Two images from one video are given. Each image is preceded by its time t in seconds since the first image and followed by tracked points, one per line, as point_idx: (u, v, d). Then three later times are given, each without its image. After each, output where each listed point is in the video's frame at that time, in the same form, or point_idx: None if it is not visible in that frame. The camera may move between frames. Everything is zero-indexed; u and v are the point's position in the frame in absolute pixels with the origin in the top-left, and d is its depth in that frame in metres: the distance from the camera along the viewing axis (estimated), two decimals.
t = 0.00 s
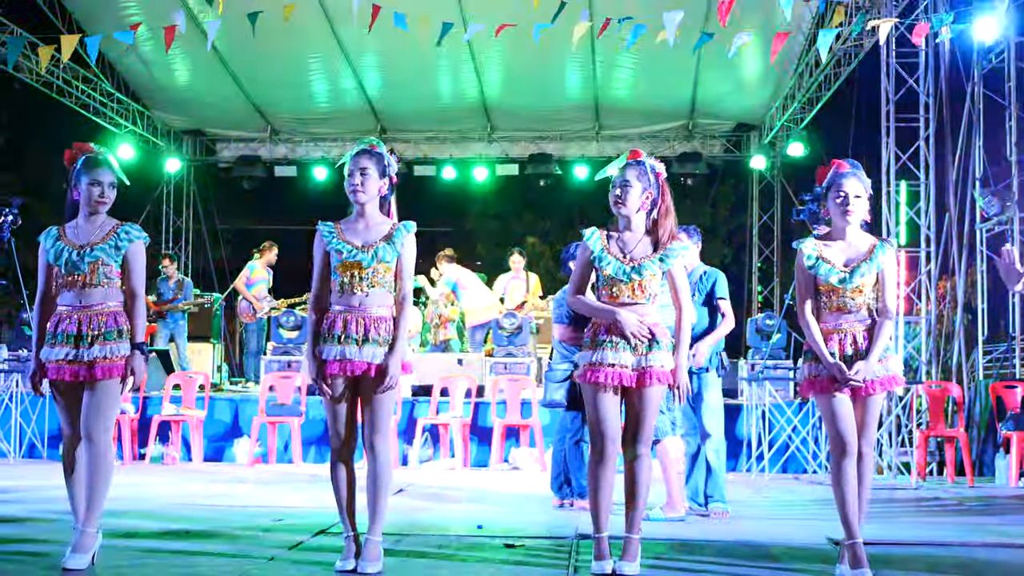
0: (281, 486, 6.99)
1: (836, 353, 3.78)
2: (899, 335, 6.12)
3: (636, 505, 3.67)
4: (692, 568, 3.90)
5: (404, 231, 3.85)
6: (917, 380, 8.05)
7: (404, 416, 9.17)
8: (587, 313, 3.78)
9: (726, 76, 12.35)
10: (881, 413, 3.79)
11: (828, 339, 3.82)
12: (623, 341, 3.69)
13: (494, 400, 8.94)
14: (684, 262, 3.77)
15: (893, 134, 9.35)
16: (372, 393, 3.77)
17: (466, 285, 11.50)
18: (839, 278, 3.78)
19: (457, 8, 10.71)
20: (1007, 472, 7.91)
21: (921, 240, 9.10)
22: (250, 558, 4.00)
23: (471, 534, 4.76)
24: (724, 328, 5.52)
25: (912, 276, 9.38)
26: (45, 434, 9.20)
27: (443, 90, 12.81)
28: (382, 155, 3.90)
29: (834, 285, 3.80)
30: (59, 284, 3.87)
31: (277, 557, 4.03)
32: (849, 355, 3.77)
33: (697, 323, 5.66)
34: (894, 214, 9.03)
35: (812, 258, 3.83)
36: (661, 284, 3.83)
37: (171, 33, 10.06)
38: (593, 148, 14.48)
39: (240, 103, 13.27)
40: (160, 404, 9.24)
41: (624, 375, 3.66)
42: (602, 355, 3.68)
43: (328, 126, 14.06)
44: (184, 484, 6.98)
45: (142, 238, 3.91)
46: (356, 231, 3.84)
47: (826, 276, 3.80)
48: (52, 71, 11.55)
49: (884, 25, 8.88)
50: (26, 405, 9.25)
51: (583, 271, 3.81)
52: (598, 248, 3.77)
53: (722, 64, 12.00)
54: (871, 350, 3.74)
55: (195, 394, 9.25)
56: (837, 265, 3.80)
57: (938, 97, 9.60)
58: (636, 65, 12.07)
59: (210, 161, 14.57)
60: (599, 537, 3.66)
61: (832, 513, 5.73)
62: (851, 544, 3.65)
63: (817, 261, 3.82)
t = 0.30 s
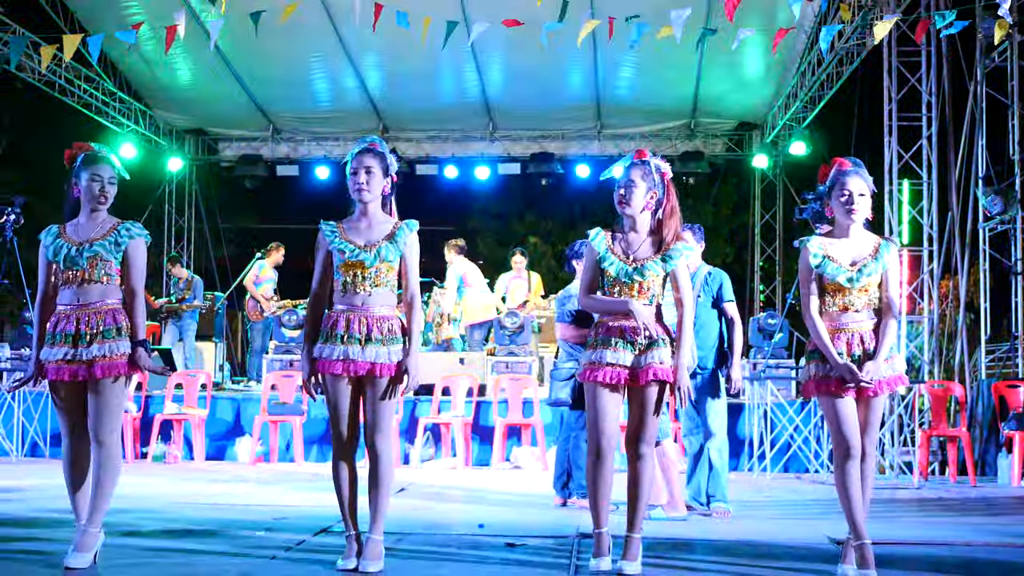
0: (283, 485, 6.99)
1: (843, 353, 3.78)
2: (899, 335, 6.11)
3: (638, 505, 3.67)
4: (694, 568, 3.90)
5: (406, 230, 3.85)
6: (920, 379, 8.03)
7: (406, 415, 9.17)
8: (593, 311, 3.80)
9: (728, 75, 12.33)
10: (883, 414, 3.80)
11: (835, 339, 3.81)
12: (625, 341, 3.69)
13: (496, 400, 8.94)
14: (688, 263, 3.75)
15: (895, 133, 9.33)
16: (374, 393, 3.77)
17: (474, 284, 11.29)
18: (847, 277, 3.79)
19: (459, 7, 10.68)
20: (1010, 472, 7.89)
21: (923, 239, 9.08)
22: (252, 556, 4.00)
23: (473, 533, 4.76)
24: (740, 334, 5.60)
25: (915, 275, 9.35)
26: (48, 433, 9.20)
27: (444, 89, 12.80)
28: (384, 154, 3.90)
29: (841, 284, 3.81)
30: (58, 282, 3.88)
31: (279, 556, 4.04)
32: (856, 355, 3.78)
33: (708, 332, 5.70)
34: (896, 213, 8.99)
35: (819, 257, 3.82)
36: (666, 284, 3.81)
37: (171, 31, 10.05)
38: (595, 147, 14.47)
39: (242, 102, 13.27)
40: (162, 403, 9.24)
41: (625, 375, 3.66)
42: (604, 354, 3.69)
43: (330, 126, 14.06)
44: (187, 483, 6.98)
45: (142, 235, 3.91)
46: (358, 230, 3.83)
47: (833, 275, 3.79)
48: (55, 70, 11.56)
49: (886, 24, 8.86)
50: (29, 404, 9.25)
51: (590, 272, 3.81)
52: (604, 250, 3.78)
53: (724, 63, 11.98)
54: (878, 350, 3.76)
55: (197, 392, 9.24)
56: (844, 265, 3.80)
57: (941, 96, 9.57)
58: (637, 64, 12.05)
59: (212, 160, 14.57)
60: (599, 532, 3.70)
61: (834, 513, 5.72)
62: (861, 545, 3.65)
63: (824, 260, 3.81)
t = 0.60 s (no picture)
0: (308, 483, 7.01)
1: (870, 352, 3.75)
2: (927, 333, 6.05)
3: (662, 504, 3.66)
4: (719, 567, 3.88)
5: (430, 228, 3.86)
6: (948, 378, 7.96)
7: (430, 413, 9.19)
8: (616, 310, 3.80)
9: (751, 72, 12.27)
10: (910, 413, 3.77)
11: (861, 338, 3.79)
12: (644, 339, 3.70)
13: (519, 398, 8.93)
14: (708, 260, 3.74)
15: (920, 130, 9.25)
16: (399, 391, 3.78)
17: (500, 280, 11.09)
18: (873, 275, 3.77)
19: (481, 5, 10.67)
20: None
21: (949, 237, 9.00)
22: (278, 554, 4.02)
23: (498, 531, 4.76)
24: (767, 332, 5.60)
25: (941, 273, 9.28)
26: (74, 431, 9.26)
27: (467, 87, 12.79)
28: (407, 153, 3.90)
29: (867, 282, 3.78)
30: (83, 280, 3.90)
31: (304, 553, 4.05)
32: (883, 354, 3.75)
33: (736, 333, 5.68)
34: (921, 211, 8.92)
35: (845, 255, 3.79)
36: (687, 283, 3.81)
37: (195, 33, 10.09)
38: (617, 145, 14.43)
39: (266, 101, 13.31)
40: (187, 402, 9.28)
41: (645, 373, 3.67)
42: (624, 352, 3.69)
43: (353, 125, 14.10)
44: (212, 481, 7.01)
45: (166, 233, 3.93)
46: (382, 229, 3.83)
47: (860, 273, 3.77)
48: (80, 70, 11.58)
49: (912, 20, 8.78)
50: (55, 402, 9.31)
51: (612, 272, 3.84)
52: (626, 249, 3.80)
53: (747, 59, 11.91)
54: (906, 349, 3.75)
55: (222, 390, 9.29)
56: (870, 263, 3.78)
57: (967, 93, 9.48)
58: (660, 61, 12.01)
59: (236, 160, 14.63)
60: (614, 533, 3.68)
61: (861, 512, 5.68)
62: (881, 544, 3.61)
63: (850, 258, 3.78)
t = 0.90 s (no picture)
0: (347, 481, 7.04)
1: (909, 350, 3.71)
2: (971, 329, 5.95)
3: (699, 502, 3.65)
4: (761, 567, 3.84)
5: (469, 227, 3.85)
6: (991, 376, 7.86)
7: (468, 411, 9.20)
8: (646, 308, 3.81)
9: (791, 68, 12.15)
10: (951, 411, 3.74)
11: (900, 335, 3.75)
12: (677, 337, 3.70)
13: (557, 396, 8.92)
14: (739, 256, 3.72)
15: (963, 126, 9.12)
16: (437, 389, 3.78)
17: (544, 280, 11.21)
18: (913, 272, 3.72)
19: (518, 4, 10.66)
20: None
21: (992, 234, 8.88)
22: (318, 552, 4.03)
23: (537, 529, 4.76)
24: (806, 332, 5.52)
25: (983, 270, 9.16)
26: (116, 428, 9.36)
27: (503, 85, 12.78)
28: (446, 151, 3.91)
29: (907, 279, 3.74)
30: (124, 277, 3.94)
31: (344, 551, 4.06)
32: (922, 352, 3.71)
33: (774, 329, 5.61)
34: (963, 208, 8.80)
35: (883, 252, 3.74)
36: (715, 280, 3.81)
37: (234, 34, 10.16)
38: (655, 142, 14.37)
39: (304, 100, 13.39)
40: (227, 400, 9.36)
41: (679, 372, 3.66)
42: (657, 351, 3.69)
43: (390, 123, 14.16)
44: (253, 478, 7.06)
45: (205, 231, 3.95)
46: (422, 228, 3.84)
47: (899, 270, 3.72)
48: (120, 70, 11.67)
49: (954, 13, 8.64)
50: (97, 400, 9.43)
51: (641, 270, 3.82)
52: (653, 248, 3.79)
53: (785, 56, 11.82)
54: (945, 346, 3.70)
55: (262, 388, 9.36)
56: (910, 260, 3.73)
57: (1010, 88, 9.34)
58: (698, 58, 11.94)
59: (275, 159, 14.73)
60: (653, 534, 3.66)
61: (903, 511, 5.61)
62: (922, 544, 3.59)
63: (889, 255, 3.73)
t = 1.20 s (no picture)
0: (375, 479, 7.05)
1: (939, 349, 3.67)
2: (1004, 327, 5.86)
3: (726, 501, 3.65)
4: (791, 566, 3.81)
5: (499, 225, 3.85)
6: None
7: (496, 410, 9.19)
8: (662, 305, 3.86)
9: (821, 64, 12.05)
10: (984, 411, 3.69)
11: (931, 334, 3.71)
12: (696, 335, 3.72)
13: (585, 395, 8.89)
14: (751, 247, 3.75)
15: (995, 123, 9.00)
16: (466, 386, 3.79)
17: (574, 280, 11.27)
18: (944, 270, 3.67)
19: (546, 2, 10.64)
20: None
21: None
22: (345, 549, 4.04)
23: (564, 527, 4.75)
24: (840, 334, 5.47)
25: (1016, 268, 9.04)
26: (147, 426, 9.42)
27: (532, 83, 12.79)
28: (476, 150, 3.91)
29: (938, 278, 3.69)
30: (156, 275, 3.97)
31: (371, 548, 4.07)
32: (954, 351, 3.66)
33: (806, 329, 5.56)
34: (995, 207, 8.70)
35: (914, 250, 3.70)
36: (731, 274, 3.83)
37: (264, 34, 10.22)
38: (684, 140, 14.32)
39: (333, 99, 13.46)
40: (256, 398, 9.40)
41: (700, 370, 3.68)
42: (675, 350, 3.72)
43: (419, 122, 14.20)
44: (282, 477, 7.08)
45: (236, 229, 3.96)
46: (451, 227, 3.84)
47: (929, 269, 3.68)
48: (152, 70, 11.77)
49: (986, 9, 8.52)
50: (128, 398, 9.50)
51: (654, 268, 3.87)
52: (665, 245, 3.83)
53: (815, 53, 11.73)
54: (976, 345, 3.65)
55: (290, 386, 9.40)
56: (941, 259, 3.69)
57: None
58: (727, 56, 11.88)
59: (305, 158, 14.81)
60: (680, 533, 3.65)
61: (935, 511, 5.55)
62: (952, 543, 3.55)
63: (920, 253, 3.70)
